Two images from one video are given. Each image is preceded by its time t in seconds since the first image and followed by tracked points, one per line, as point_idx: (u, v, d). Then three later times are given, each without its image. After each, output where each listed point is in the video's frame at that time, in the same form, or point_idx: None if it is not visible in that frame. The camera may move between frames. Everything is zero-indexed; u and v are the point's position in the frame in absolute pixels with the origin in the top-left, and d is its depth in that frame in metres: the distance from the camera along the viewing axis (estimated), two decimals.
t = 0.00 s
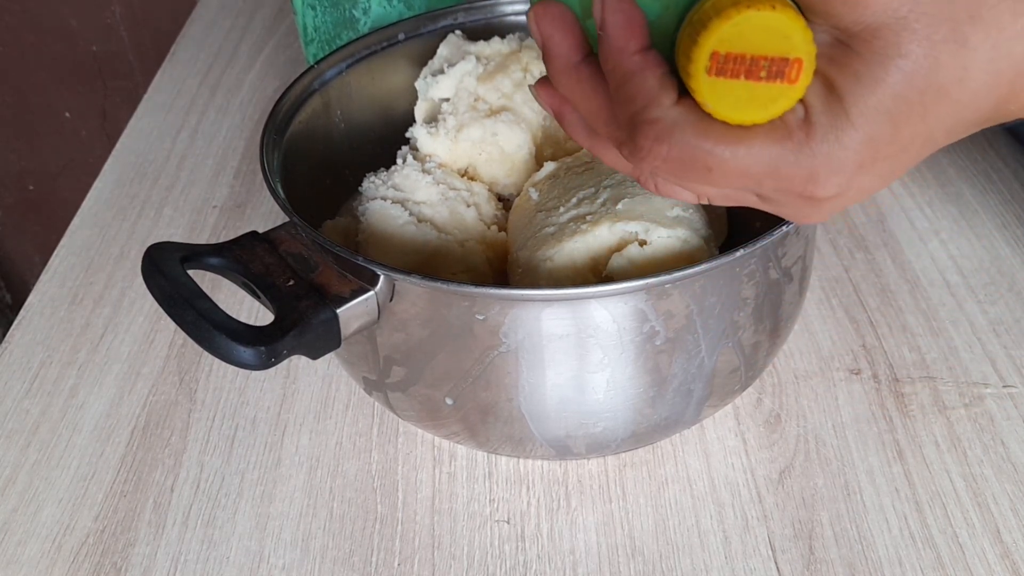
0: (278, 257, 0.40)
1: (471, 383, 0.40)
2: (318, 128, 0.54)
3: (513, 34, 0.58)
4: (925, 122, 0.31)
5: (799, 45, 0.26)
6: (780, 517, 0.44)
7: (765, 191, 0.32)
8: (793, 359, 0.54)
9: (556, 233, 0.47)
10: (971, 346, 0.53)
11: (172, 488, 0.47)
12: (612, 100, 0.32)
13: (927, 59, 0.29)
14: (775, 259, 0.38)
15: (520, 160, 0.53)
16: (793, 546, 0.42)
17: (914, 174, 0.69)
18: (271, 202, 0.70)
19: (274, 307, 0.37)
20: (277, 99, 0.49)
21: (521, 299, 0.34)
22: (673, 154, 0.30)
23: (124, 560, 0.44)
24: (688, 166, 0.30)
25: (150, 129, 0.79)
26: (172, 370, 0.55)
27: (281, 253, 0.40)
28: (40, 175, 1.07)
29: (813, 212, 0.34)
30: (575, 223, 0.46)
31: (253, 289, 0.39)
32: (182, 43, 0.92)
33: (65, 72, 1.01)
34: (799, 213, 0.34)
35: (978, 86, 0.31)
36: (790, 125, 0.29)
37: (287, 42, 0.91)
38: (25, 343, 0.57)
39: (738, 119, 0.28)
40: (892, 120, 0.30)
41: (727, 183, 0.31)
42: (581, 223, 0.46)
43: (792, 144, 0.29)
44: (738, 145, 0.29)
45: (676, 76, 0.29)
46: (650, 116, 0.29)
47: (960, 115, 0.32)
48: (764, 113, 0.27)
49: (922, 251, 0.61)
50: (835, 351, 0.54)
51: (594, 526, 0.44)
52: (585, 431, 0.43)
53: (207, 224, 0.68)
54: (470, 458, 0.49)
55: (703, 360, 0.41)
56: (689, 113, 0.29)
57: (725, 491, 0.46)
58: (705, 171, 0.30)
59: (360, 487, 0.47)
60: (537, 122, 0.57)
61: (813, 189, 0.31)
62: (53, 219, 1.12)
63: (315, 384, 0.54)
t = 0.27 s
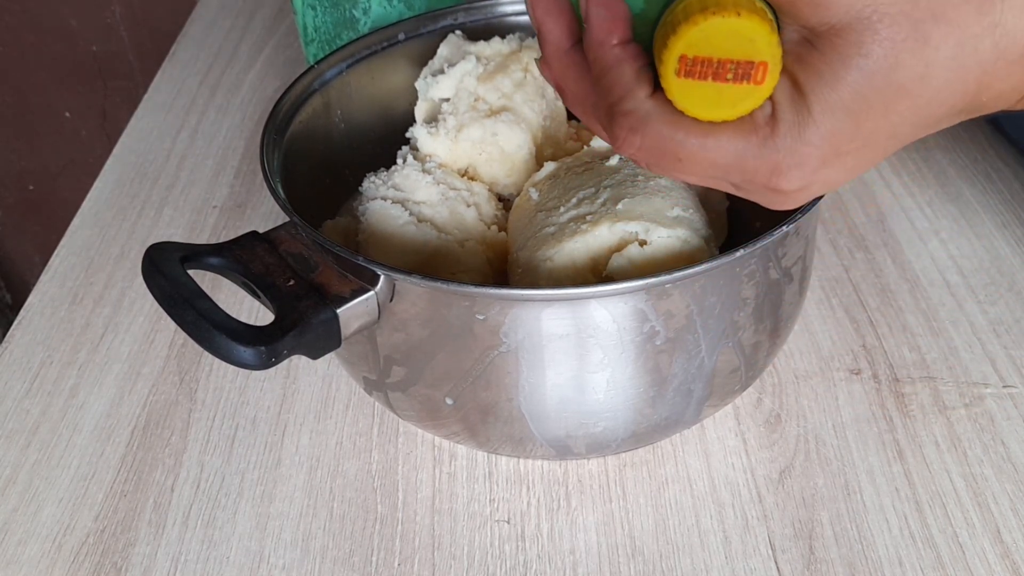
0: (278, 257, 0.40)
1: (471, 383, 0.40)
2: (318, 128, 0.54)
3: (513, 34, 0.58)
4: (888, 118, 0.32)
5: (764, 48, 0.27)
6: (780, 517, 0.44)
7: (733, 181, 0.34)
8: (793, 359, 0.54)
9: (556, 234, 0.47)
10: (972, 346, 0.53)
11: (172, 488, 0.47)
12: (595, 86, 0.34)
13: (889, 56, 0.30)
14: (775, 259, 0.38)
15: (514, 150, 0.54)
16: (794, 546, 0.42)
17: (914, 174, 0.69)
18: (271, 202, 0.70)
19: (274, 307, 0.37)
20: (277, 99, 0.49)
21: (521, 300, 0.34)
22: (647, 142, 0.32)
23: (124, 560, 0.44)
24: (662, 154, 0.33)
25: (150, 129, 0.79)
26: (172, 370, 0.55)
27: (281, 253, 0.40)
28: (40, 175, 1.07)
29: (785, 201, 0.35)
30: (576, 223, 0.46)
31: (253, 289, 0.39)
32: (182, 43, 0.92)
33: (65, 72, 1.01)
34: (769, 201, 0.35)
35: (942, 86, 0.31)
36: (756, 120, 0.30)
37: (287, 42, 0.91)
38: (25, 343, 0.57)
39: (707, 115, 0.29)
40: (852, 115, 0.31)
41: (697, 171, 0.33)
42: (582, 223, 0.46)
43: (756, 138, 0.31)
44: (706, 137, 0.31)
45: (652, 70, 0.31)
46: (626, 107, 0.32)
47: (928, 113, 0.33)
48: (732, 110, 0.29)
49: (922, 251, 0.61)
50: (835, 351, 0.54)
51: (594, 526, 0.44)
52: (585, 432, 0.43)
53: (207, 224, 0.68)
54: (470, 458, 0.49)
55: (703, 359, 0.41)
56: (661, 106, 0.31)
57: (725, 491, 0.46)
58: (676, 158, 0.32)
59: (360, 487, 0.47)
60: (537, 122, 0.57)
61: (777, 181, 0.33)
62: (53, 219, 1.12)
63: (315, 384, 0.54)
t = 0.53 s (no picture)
0: (278, 257, 0.40)
1: (471, 383, 0.40)
2: (318, 128, 0.54)
3: (512, 34, 0.58)
4: (874, 78, 0.31)
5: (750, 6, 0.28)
6: (780, 517, 0.44)
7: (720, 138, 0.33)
8: (793, 359, 0.54)
9: (556, 234, 0.47)
10: (971, 346, 0.53)
11: (172, 488, 0.47)
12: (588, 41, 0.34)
13: (875, 13, 0.29)
14: (775, 259, 0.38)
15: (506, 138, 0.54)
16: (794, 546, 0.42)
17: (914, 174, 0.69)
18: (271, 202, 0.70)
19: (274, 307, 0.37)
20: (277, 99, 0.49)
21: (521, 300, 0.34)
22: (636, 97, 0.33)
23: (124, 560, 0.44)
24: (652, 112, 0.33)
25: (150, 129, 0.79)
26: (172, 370, 0.55)
27: (281, 253, 0.40)
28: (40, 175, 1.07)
29: (774, 163, 0.34)
30: (576, 224, 0.46)
31: (253, 289, 0.39)
32: (182, 43, 0.92)
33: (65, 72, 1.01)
34: (758, 163, 0.34)
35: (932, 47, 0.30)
36: (743, 78, 0.30)
37: (287, 42, 0.91)
38: (25, 343, 0.57)
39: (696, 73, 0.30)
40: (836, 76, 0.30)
41: (689, 129, 0.33)
42: (581, 223, 0.46)
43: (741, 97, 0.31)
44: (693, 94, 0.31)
45: (643, 27, 0.32)
46: (617, 62, 0.32)
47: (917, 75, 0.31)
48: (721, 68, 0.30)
49: (922, 251, 0.61)
50: (835, 351, 0.54)
51: (594, 526, 0.44)
52: (585, 432, 0.43)
53: (207, 224, 0.68)
54: (470, 458, 0.49)
55: (703, 360, 0.41)
56: (651, 63, 0.31)
57: (725, 491, 0.46)
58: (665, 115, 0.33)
59: (360, 487, 0.47)
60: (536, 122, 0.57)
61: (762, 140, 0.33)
62: (53, 219, 1.12)
63: (314, 384, 0.54)
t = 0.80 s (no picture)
0: (278, 257, 0.40)
1: (471, 383, 0.40)
2: (318, 128, 0.54)
3: (512, 35, 0.58)
4: None
5: None
6: (780, 518, 0.44)
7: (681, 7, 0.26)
8: (793, 359, 0.54)
9: (556, 234, 0.47)
10: (971, 346, 0.53)
11: (172, 488, 0.47)
12: None
13: None
14: (775, 259, 0.38)
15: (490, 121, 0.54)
16: (794, 546, 0.42)
17: (914, 174, 0.69)
18: (271, 202, 0.70)
19: (274, 307, 0.37)
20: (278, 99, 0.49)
21: (521, 300, 0.34)
22: None
23: (124, 560, 0.44)
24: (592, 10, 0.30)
25: (150, 128, 0.79)
26: (172, 370, 0.55)
27: (281, 253, 0.40)
28: (40, 175, 1.06)
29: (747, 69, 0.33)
30: (576, 224, 0.46)
31: (253, 289, 0.39)
32: (182, 43, 0.92)
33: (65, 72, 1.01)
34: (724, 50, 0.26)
35: None
36: None
37: (287, 42, 0.91)
38: (25, 343, 0.57)
39: None
40: None
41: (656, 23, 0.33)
42: (582, 223, 0.46)
43: None
44: None
45: None
46: None
47: None
48: None
49: (922, 251, 0.61)
50: (835, 351, 0.54)
51: (594, 526, 0.44)
52: (585, 432, 0.43)
53: (207, 224, 0.68)
54: (470, 458, 0.49)
55: (703, 360, 0.41)
56: None
57: (725, 491, 0.46)
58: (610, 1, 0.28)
59: (360, 487, 0.47)
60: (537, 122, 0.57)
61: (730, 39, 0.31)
62: (53, 219, 1.12)
63: (315, 384, 0.54)
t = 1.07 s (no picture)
0: (278, 257, 0.40)
1: (471, 384, 0.40)
2: (318, 128, 0.54)
3: (512, 35, 0.58)
4: None
5: None
6: (780, 518, 0.44)
7: None
8: (792, 359, 0.54)
9: (556, 233, 0.47)
10: (971, 346, 0.53)
11: (172, 488, 0.47)
12: None
13: None
14: (775, 259, 0.38)
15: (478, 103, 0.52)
16: (793, 546, 0.42)
17: (914, 174, 0.69)
18: (271, 202, 0.70)
19: (274, 307, 0.38)
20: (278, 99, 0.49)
21: (521, 300, 0.34)
22: None
23: (124, 560, 0.44)
24: None
25: (150, 128, 0.79)
26: (172, 370, 0.55)
27: (281, 253, 0.40)
28: (40, 175, 1.06)
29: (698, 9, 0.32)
30: (575, 224, 0.46)
31: (253, 289, 0.39)
32: (182, 43, 0.92)
33: (65, 72, 1.01)
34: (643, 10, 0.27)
35: None
36: None
37: (287, 42, 0.91)
38: (25, 343, 0.57)
39: None
40: None
41: None
42: (581, 223, 0.46)
43: None
44: None
45: None
46: None
47: None
48: None
49: (922, 251, 0.61)
50: (835, 351, 0.54)
51: (594, 526, 0.44)
52: (585, 432, 0.43)
53: (207, 224, 0.68)
54: (470, 458, 0.49)
55: (703, 360, 0.41)
56: None
57: (725, 491, 0.46)
58: None
59: (360, 487, 0.47)
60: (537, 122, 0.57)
61: None
62: (53, 220, 1.12)
63: (315, 384, 0.54)
